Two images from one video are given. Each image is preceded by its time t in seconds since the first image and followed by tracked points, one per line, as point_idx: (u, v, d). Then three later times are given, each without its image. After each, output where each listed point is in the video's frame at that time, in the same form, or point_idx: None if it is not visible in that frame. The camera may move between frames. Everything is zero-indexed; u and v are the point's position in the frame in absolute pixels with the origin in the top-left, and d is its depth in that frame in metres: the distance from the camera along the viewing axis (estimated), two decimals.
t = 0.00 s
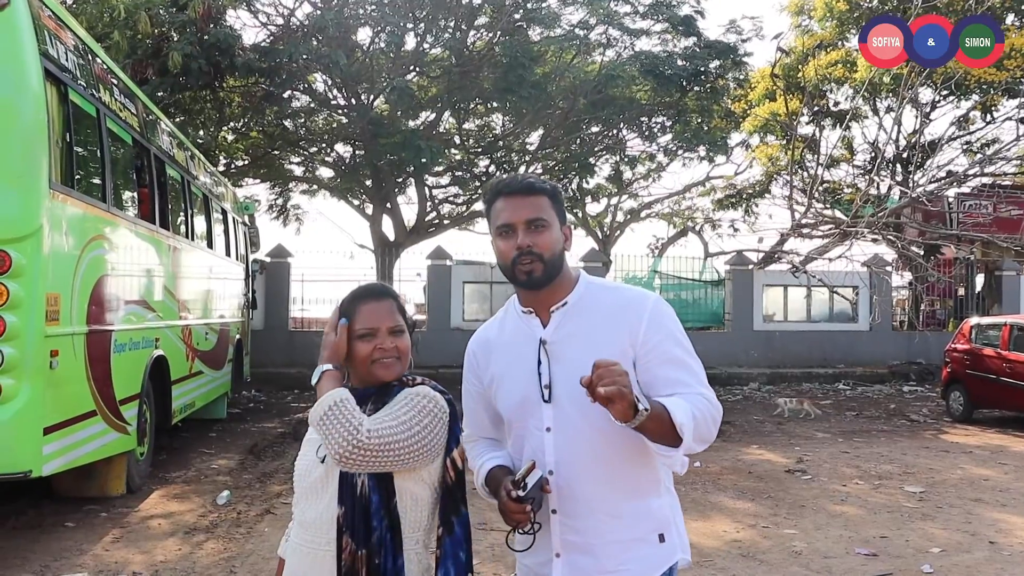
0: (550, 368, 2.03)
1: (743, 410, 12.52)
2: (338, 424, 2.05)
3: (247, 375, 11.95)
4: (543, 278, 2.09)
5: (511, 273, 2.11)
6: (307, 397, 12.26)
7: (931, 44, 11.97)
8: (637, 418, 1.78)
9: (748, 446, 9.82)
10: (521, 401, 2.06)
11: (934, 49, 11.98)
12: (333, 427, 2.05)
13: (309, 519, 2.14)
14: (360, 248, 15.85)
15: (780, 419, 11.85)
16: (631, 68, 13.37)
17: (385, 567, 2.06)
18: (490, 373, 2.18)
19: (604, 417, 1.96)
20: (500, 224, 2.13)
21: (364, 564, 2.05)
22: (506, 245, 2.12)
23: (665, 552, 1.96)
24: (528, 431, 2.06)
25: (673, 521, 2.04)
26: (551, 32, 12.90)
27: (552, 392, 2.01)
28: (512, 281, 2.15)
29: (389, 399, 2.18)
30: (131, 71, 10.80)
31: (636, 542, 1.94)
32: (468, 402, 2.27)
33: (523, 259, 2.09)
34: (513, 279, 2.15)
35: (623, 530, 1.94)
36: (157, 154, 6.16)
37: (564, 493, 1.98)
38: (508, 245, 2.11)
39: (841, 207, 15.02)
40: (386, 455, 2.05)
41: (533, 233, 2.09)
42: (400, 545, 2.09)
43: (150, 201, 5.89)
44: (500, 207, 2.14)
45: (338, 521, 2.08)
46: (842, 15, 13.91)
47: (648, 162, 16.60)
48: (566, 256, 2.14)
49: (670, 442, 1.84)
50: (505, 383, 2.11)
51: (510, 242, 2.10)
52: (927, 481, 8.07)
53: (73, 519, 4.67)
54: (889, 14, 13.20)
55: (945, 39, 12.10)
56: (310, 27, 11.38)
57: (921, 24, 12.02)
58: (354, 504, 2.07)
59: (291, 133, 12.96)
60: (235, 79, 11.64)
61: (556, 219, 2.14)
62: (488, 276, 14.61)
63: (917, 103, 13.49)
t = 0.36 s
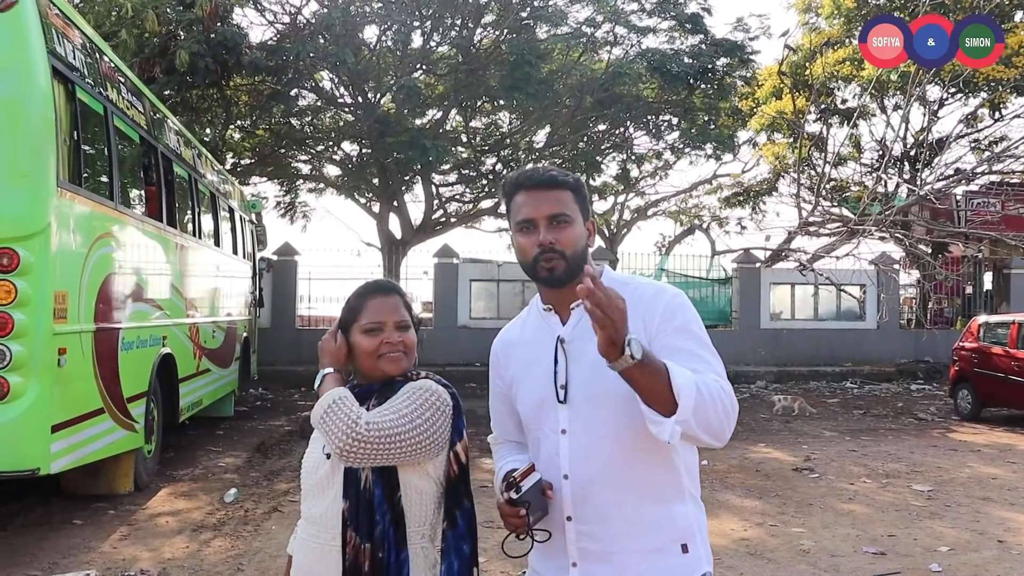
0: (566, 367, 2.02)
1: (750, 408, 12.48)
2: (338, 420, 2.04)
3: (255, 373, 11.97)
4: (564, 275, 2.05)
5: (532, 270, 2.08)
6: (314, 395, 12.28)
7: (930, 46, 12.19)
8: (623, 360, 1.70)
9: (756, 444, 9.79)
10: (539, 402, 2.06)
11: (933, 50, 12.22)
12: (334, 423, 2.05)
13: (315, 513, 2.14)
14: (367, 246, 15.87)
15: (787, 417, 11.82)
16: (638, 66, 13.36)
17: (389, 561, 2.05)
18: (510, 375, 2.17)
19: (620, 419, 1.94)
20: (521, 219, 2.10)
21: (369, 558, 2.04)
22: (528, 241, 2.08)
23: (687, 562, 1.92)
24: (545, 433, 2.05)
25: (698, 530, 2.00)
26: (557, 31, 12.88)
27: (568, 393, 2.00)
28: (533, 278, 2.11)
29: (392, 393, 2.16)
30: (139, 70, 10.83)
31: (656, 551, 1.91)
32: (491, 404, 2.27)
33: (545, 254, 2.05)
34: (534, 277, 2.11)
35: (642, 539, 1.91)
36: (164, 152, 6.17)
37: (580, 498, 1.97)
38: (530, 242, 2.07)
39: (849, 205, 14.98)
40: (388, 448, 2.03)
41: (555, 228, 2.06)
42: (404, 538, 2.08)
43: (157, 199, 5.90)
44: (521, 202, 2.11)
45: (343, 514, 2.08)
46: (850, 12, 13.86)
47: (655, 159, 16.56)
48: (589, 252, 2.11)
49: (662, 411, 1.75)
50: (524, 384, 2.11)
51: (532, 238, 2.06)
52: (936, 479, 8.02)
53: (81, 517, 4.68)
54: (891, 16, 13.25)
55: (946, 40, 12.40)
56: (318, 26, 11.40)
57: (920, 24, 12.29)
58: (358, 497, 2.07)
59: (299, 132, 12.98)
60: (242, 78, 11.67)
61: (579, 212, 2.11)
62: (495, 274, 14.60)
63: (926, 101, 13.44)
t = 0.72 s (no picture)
0: (569, 366, 2.02)
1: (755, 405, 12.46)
2: (340, 427, 2.04)
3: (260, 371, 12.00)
4: (566, 273, 2.06)
5: (534, 264, 2.08)
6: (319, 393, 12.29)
7: (930, 45, 12.18)
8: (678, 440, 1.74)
9: (761, 442, 9.77)
10: (541, 403, 2.06)
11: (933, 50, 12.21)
12: (337, 431, 2.04)
13: (317, 510, 2.14)
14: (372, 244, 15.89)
15: (792, 414, 11.80)
16: (643, 63, 13.35)
17: (393, 558, 2.05)
18: (514, 374, 2.17)
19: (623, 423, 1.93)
20: (526, 212, 2.10)
21: (372, 556, 2.04)
22: (530, 235, 2.09)
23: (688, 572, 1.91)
24: (544, 434, 2.05)
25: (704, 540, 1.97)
26: (561, 28, 12.85)
27: (569, 392, 2.00)
28: (535, 274, 2.12)
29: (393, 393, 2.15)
30: (144, 68, 10.84)
31: (656, 558, 1.90)
32: (494, 403, 2.27)
33: (546, 250, 2.05)
34: (536, 272, 2.12)
35: (643, 546, 1.90)
36: (169, 150, 6.18)
37: (579, 501, 1.96)
38: (531, 237, 2.08)
39: (854, 202, 14.95)
40: (390, 452, 2.02)
41: (558, 224, 2.06)
42: (410, 536, 2.09)
43: (162, 197, 5.91)
44: (527, 195, 2.11)
45: (345, 511, 2.07)
46: (855, 9, 13.82)
47: (660, 157, 16.53)
48: (594, 250, 2.10)
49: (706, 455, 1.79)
50: (527, 384, 2.11)
51: (534, 232, 2.07)
52: (941, 477, 8.01)
53: (87, 514, 4.69)
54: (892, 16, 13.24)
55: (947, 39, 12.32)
56: (322, 24, 11.40)
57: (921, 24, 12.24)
58: (360, 495, 2.06)
59: (304, 130, 12.97)
60: (247, 76, 11.67)
61: (586, 211, 2.10)
62: (500, 272, 14.61)
63: (931, 98, 13.40)
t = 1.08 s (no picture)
0: (568, 363, 2.00)
1: (758, 403, 12.44)
2: (358, 445, 1.98)
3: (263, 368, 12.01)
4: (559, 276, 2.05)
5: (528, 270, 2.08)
6: (322, 390, 12.31)
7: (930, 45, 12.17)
8: (613, 335, 1.64)
9: (764, 439, 9.76)
10: (542, 399, 2.05)
11: (933, 51, 12.23)
12: (354, 450, 1.99)
13: (319, 506, 2.15)
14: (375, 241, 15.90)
15: (796, 412, 11.79)
16: (646, 61, 13.34)
17: (396, 559, 2.05)
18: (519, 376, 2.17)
19: (622, 412, 1.91)
20: (519, 221, 2.10)
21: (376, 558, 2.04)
22: (525, 243, 2.09)
23: (693, 564, 1.86)
24: (545, 429, 2.03)
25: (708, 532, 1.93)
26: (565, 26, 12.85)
27: (568, 388, 1.98)
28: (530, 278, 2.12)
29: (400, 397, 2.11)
30: (147, 66, 10.83)
31: (657, 549, 1.86)
32: (512, 410, 2.25)
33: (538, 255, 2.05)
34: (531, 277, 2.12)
35: (644, 537, 1.87)
36: (173, 147, 6.19)
37: (578, 493, 1.94)
38: (524, 243, 2.09)
39: (857, 200, 14.97)
40: (411, 460, 2.00)
41: (549, 230, 2.06)
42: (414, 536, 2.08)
43: (165, 194, 5.91)
44: (519, 204, 2.12)
45: (349, 510, 2.08)
46: (859, 6, 13.78)
47: (663, 154, 16.51)
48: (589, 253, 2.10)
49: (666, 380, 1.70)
50: (530, 383, 2.11)
51: (526, 240, 2.07)
52: (944, 475, 7.99)
53: (90, 511, 4.70)
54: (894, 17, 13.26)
55: (947, 40, 12.45)
56: (325, 21, 11.39)
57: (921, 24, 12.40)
58: (366, 497, 2.06)
59: (307, 127, 12.96)
60: (251, 73, 11.66)
61: (578, 216, 2.09)
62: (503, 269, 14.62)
63: (935, 95, 13.37)
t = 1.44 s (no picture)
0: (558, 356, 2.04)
1: (761, 400, 12.43)
2: (390, 440, 1.93)
3: (265, 365, 12.01)
4: (547, 271, 2.08)
5: (517, 264, 2.10)
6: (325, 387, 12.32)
7: (929, 45, 12.14)
8: (622, 376, 1.69)
9: (766, 437, 9.76)
10: (536, 390, 2.09)
11: (933, 50, 12.15)
12: (379, 447, 1.93)
13: (320, 504, 2.14)
14: (377, 238, 15.90)
15: (798, 409, 11.78)
16: (649, 58, 13.33)
17: (402, 559, 2.03)
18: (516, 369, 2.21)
19: (609, 403, 1.93)
20: (511, 217, 2.11)
21: (383, 557, 2.03)
22: (515, 240, 2.10)
23: (676, 552, 1.87)
24: (538, 419, 2.07)
25: (694, 523, 1.93)
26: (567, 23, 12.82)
27: (558, 380, 2.01)
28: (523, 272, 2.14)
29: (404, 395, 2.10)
30: (149, 62, 10.83)
31: (640, 538, 1.88)
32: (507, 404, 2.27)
33: (529, 252, 2.07)
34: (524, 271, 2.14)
35: (627, 525, 1.89)
36: (175, 143, 6.19)
37: (566, 482, 1.97)
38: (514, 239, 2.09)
39: (860, 197, 14.97)
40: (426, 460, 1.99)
41: (538, 226, 2.06)
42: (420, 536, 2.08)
43: (168, 190, 5.91)
44: (513, 200, 2.12)
45: (352, 508, 2.07)
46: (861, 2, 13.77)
47: (666, 151, 16.50)
48: (579, 249, 2.11)
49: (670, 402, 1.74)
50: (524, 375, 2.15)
51: (515, 235, 2.08)
52: (947, 472, 7.99)
53: (93, 507, 4.71)
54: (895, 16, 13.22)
55: (947, 39, 12.28)
56: (328, 17, 11.40)
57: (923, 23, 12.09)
58: (370, 496, 2.05)
59: (310, 124, 12.95)
60: (253, 70, 11.66)
61: (569, 212, 2.08)
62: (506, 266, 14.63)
63: (937, 93, 13.34)
